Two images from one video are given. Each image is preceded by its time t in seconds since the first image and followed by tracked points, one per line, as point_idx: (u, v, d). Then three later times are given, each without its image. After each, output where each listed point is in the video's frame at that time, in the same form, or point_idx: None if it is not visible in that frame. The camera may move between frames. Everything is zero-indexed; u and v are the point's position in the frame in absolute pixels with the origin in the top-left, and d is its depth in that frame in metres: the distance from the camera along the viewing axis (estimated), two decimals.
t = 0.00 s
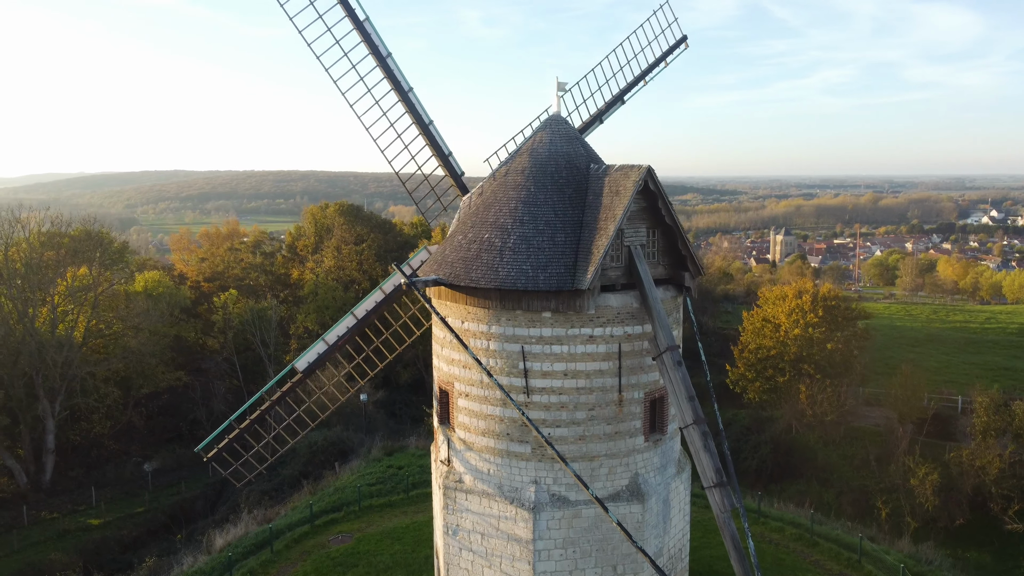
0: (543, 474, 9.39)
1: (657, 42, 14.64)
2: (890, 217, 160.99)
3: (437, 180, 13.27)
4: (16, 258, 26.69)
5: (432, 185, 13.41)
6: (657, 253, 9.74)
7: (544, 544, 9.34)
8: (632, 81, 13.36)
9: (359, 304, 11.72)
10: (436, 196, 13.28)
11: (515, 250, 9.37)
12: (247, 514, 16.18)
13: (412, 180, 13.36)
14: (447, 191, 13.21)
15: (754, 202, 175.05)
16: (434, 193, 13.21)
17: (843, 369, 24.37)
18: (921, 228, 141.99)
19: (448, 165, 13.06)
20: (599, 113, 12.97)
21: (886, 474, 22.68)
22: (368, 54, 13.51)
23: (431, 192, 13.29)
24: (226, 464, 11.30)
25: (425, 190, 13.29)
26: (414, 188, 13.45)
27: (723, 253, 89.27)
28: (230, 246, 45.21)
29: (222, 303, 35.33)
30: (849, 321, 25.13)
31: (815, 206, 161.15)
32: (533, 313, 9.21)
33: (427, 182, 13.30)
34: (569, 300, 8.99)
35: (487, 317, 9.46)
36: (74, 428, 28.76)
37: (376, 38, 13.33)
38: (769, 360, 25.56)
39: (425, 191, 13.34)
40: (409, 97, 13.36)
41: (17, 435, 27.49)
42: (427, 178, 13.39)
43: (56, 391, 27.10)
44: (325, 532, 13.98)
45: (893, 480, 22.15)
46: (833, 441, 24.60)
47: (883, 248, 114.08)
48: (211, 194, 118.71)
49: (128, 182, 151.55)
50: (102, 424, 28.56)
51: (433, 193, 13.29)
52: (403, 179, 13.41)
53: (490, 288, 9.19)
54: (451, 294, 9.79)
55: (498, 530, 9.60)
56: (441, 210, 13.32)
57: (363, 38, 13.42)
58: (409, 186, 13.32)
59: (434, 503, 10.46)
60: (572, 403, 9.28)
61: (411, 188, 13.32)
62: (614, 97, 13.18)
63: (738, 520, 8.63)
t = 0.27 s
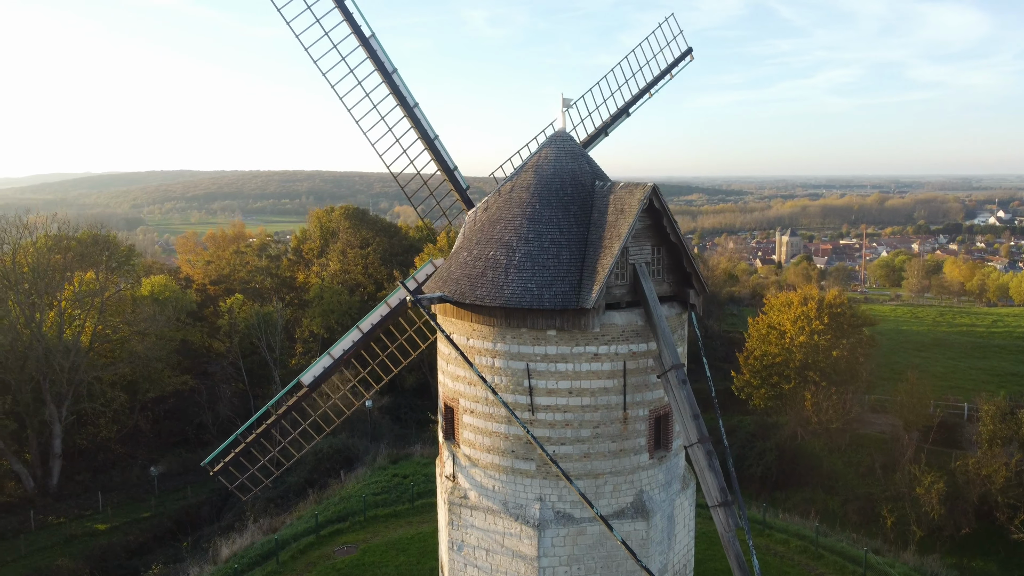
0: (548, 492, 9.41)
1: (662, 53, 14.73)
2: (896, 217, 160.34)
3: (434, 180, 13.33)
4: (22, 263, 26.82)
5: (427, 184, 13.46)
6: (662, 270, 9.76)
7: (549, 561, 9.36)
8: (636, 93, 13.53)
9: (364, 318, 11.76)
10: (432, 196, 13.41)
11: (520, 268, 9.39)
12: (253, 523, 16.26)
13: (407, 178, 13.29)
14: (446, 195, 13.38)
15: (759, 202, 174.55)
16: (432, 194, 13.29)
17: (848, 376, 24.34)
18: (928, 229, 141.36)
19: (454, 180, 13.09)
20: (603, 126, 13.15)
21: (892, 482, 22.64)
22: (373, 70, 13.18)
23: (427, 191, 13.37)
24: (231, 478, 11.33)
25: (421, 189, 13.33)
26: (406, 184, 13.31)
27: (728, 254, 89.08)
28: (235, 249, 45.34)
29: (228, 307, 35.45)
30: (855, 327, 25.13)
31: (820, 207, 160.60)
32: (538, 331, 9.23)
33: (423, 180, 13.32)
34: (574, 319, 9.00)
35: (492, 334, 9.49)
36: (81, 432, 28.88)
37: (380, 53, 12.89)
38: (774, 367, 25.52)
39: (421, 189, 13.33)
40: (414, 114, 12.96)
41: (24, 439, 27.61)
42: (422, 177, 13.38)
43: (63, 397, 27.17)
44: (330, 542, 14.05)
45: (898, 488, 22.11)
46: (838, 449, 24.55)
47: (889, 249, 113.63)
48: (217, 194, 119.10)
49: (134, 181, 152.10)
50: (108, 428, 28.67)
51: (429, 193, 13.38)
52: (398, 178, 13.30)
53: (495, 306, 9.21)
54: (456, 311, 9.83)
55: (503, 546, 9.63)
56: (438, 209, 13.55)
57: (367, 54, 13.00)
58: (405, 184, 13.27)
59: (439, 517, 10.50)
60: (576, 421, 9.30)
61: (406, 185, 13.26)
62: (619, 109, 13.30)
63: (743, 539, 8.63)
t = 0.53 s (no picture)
0: (552, 507, 9.42)
1: (669, 62, 14.74)
2: (901, 218, 159.85)
3: (430, 181, 13.68)
4: (28, 267, 26.94)
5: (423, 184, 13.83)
6: (666, 285, 9.77)
7: None
8: (642, 103, 13.58)
9: (368, 330, 11.76)
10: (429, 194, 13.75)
11: (525, 283, 9.40)
12: (258, 531, 16.32)
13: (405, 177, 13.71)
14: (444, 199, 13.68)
15: (764, 202, 174.21)
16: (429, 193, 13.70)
17: (853, 383, 24.29)
18: (934, 229, 140.86)
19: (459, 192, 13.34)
20: (608, 136, 13.23)
21: (897, 489, 22.66)
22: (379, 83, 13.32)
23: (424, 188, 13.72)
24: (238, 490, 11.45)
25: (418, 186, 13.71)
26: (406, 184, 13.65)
27: (733, 255, 88.97)
28: (240, 251, 45.49)
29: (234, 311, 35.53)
30: (860, 333, 25.08)
31: (826, 207, 160.15)
32: (542, 346, 9.24)
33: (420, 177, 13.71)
34: (578, 335, 9.01)
35: (496, 349, 9.50)
36: (86, 435, 29.03)
37: (385, 68, 13.08)
38: (779, 374, 25.48)
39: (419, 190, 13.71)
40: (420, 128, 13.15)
41: (30, 444, 27.75)
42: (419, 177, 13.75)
43: (69, 401, 27.24)
44: (334, 552, 14.09)
45: (903, 495, 22.05)
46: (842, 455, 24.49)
47: (895, 250, 113.27)
48: (222, 194, 119.50)
49: (140, 181, 152.71)
50: (113, 432, 28.77)
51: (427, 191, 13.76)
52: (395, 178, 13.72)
53: (499, 321, 9.23)
54: (460, 325, 9.84)
55: (507, 560, 9.65)
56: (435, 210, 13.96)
57: (373, 68, 13.21)
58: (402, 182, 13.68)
59: (443, 530, 10.53)
60: (580, 436, 9.31)
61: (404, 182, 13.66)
62: (624, 119, 13.33)
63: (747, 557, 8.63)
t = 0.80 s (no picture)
0: (556, 524, 9.43)
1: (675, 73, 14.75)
2: (907, 219, 159.33)
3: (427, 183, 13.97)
4: (35, 272, 27.09)
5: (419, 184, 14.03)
6: (671, 302, 9.78)
7: None
8: (647, 115, 13.61)
9: (374, 344, 11.77)
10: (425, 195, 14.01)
11: (529, 301, 9.42)
12: (263, 540, 16.38)
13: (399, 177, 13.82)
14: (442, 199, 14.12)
15: (769, 203, 173.86)
16: (425, 194, 13.93)
17: (858, 390, 24.25)
18: (940, 230, 140.37)
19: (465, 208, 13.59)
20: (614, 148, 13.27)
21: (902, 497, 22.58)
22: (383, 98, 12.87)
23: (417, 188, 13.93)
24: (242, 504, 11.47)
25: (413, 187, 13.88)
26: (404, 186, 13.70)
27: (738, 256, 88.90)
28: (246, 254, 45.65)
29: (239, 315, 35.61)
30: (865, 340, 25.01)
31: (831, 208, 159.75)
32: (546, 364, 9.26)
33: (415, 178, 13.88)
34: (582, 353, 9.03)
35: (501, 367, 9.53)
36: (93, 439, 29.22)
37: (389, 84, 12.64)
38: (784, 381, 25.43)
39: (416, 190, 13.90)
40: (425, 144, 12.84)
41: (37, 448, 27.91)
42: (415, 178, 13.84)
43: (75, 406, 27.40)
44: (339, 562, 14.16)
45: (908, 503, 22.01)
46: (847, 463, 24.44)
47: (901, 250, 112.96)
48: (228, 194, 119.95)
49: (146, 181, 153.37)
50: (119, 436, 28.91)
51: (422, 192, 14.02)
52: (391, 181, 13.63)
53: (504, 339, 9.25)
54: (465, 342, 9.87)
55: None
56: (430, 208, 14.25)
57: (378, 83, 12.76)
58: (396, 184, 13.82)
59: (448, 545, 10.57)
60: (585, 454, 9.33)
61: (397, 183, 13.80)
62: (629, 132, 13.37)
63: None
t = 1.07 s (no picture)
0: (560, 540, 9.45)
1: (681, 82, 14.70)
2: (913, 219, 158.79)
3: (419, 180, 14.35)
4: (41, 276, 27.19)
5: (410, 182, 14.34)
6: (675, 319, 9.79)
7: None
8: (651, 127, 13.61)
9: (378, 358, 11.80)
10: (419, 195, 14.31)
11: (534, 318, 9.44)
12: (268, 549, 16.46)
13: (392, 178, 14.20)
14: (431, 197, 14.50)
15: (774, 203, 173.47)
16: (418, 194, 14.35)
17: (863, 397, 24.19)
18: (946, 230, 139.76)
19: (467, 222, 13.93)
20: (618, 161, 13.24)
21: (908, 505, 22.47)
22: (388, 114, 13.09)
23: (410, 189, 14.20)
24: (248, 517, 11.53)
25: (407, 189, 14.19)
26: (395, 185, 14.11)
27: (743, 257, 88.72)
28: (251, 257, 45.78)
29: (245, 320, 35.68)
30: (870, 347, 24.93)
31: (837, 208, 159.27)
32: (551, 382, 9.29)
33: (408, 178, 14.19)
34: (587, 371, 9.04)
35: (505, 384, 9.56)
36: (99, 444, 29.39)
37: (396, 101, 12.83)
38: (789, 388, 25.37)
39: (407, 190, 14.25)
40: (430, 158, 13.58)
41: (43, 452, 28.07)
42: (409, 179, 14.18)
43: (81, 411, 27.57)
44: (344, 572, 14.21)
45: (914, 512, 21.95)
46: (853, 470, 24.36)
47: (907, 251, 112.57)
48: (233, 195, 120.38)
49: (153, 181, 154.16)
50: (125, 440, 29.05)
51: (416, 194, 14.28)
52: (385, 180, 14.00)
53: (508, 357, 9.27)
54: (470, 359, 9.90)
55: None
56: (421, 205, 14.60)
57: (383, 100, 12.89)
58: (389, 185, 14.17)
59: (453, 560, 10.61)
60: (589, 471, 9.34)
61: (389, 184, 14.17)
62: (633, 144, 13.33)
63: None
